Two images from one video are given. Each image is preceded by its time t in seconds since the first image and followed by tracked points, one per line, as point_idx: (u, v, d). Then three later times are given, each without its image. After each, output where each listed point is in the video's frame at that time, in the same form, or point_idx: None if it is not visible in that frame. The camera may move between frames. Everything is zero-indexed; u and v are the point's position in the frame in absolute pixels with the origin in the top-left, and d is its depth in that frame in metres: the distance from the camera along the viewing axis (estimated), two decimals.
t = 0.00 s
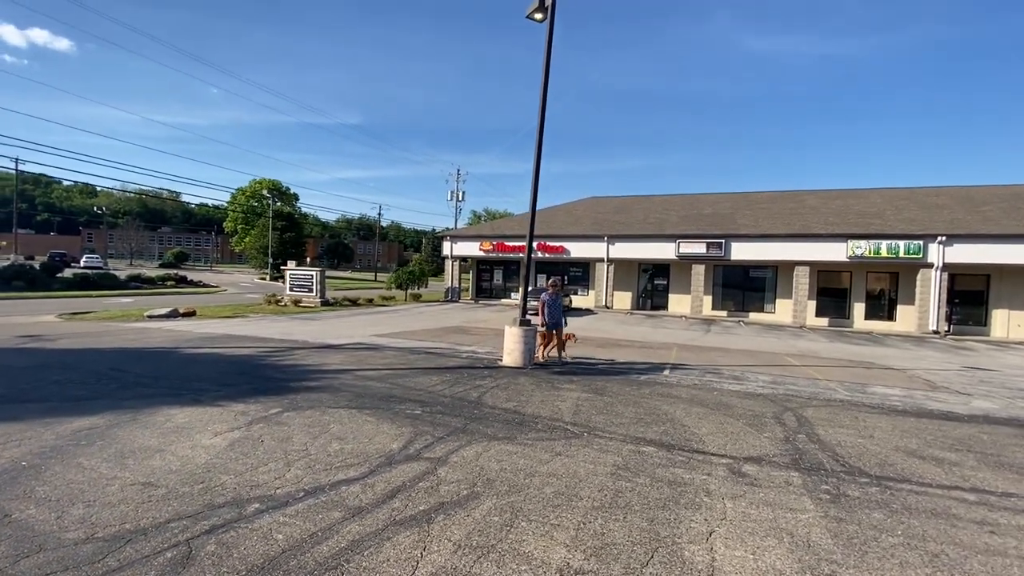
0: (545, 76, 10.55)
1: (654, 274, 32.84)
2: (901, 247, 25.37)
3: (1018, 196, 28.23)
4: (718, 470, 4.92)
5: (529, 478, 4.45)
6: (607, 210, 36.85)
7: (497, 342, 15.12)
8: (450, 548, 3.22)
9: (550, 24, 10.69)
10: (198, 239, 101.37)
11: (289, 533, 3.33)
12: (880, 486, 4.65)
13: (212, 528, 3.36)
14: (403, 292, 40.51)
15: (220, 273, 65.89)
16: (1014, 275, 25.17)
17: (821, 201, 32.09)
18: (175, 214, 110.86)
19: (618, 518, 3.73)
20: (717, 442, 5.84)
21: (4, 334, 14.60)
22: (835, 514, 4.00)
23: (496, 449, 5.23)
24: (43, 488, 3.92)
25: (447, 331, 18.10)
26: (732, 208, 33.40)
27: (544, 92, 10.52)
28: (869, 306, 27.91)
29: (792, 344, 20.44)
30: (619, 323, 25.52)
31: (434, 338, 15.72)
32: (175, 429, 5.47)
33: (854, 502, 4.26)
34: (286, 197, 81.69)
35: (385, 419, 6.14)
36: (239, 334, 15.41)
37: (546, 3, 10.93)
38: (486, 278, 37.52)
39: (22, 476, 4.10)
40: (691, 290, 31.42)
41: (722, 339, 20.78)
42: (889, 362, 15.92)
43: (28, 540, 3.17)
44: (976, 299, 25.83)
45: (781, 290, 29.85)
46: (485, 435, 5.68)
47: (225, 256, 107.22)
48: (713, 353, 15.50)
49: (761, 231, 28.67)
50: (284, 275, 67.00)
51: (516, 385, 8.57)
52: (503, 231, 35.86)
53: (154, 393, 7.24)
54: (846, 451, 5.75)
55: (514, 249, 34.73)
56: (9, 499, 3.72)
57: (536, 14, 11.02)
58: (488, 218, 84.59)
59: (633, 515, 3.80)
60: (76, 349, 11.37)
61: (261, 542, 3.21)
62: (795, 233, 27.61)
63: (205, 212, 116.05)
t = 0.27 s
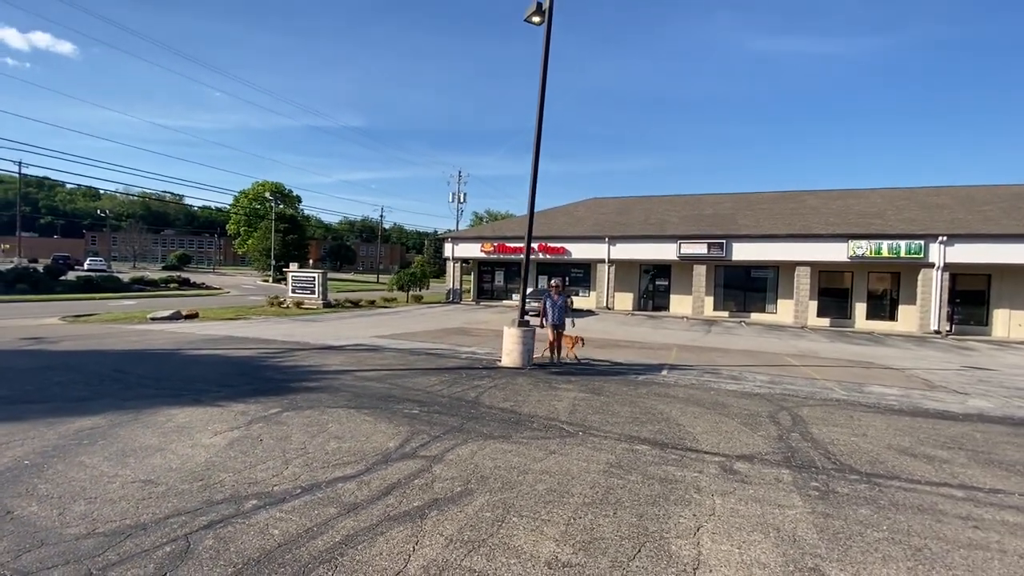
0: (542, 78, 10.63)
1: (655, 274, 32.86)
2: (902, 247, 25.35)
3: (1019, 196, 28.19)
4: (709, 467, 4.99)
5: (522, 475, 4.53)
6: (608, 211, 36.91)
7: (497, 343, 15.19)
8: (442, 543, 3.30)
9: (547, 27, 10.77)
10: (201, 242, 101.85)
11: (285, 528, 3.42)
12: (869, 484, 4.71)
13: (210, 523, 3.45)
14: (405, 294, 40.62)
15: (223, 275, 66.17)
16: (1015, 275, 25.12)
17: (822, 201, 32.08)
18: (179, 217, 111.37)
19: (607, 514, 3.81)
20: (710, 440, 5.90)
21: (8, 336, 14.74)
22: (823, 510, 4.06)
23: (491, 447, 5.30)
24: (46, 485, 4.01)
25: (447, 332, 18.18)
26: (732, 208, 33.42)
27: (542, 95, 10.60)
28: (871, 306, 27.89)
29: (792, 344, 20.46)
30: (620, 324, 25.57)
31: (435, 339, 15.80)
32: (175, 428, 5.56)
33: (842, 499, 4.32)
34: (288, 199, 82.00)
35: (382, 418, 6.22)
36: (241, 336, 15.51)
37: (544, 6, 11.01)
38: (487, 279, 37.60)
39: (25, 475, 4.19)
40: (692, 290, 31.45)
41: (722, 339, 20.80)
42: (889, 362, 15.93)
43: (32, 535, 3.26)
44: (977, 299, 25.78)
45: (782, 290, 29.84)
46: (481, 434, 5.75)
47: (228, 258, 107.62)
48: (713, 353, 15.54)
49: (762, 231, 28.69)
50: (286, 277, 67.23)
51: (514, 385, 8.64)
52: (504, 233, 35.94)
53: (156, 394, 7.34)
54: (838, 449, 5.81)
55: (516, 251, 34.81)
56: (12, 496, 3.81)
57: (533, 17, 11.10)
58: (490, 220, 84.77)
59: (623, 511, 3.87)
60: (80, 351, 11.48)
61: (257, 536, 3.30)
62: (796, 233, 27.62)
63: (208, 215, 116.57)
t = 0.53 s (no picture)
0: (539, 80, 10.72)
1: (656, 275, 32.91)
2: (902, 247, 25.36)
3: (1019, 195, 28.20)
4: (701, 464, 5.06)
5: (516, 472, 4.61)
6: (608, 212, 36.98)
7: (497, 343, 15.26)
8: (435, 537, 3.38)
9: (545, 30, 10.87)
10: (204, 244, 102.16)
11: (282, 523, 3.50)
12: (858, 480, 4.78)
13: (209, 519, 3.53)
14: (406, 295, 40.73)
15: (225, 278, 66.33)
16: (1016, 274, 25.11)
17: (822, 201, 32.11)
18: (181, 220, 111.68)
19: (598, 509, 3.88)
20: (704, 438, 5.98)
21: (11, 338, 14.86)
22: (811, 505, 4.13)
23: (487, 445, 5.38)
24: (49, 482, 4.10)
25: (447, 333, 18.28)
26: (733, 209, 33.47)
27: (539, 98, 10.70)
28: (871, 306, 27.90)
29: (792, 344, 20.49)
30: (620, 325, 25.62)
31: (435, 339, 15.88)
32: (176, 427, 5.65)
33: (830, 494, 4.39)
34: (290, 201, 82.25)
35: (380, 417, 6.31)
36: (242, 337, 15.61)
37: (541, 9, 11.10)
38: (488, 280, 37.69)
39: (28, 472, 4.28)
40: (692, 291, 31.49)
41: (722, 340, 20.83)
42: (888, 362, 15.97)
43: (36, 529, 3.35)
44: (978, 299, 25.78)
45: (782, 291, 29.86)
46: (477, 432, 5.83)
47: (230, 260, 107.98)
48: (711, 353, 15.60)
49: (761, 231, 28.73)
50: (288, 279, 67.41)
51: (511, 385, 8.71)
52: (505, 234, 36.03)
53: (157, 394, 7.44)
54: (831, 447, 5.87)
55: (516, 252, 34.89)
56: (16, 492, 3.90)
57: (531, 20, 11.19)
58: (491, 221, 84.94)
59: (613, 506, 3.95)
60: (82, 353, 11.59)
61: (255, 530, 3.39)
62: (796, 233, 27.65)
63: (210, 217, 116.94)
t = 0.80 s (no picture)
0: (537, 82, 10.78)
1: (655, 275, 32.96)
2: (900, 246, 25.40)
3: (1017, 194, 28.29)
4: (697, 462, 5.12)
5: (514, 471, 4.66)
6: (607, 212, 37.02)
7: (496, 343, 15.31)
8: (433, 534, 3.44)
9: (542, 32, 10.93)
10: (203, 246, 102.19)
11: (283, 521, 3.55)
12: (852, 477, 4.84)
13: (212, 517, 3.59)
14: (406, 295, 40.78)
15: (225, 279, 66.35)
16: (1013, 273, 25.19)
17: (820, 200, 32.17)
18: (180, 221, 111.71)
19: (595, 507, 3.94)
20: (700, 437, 6.03)
21: (12, 340, 14.90)
22: (804, 502, 4.19)
23: (485, 444, 5.44)
24: (53, 482, 4.16)
25: (447, 334, 18.34)
26: (731, 208, 33.54)
27: (537, 99, 10.76)
28: (870, 304, 27.97)
29: (790, 343, 20.54)
30: (619, 324, 25.68)
31: (434, 340, 15.94)
32: (177, 428, 5.70)
33: (823, 491, 4.45)
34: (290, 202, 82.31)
35: (379, 417, 6.36)
36: (242, 339, 15.66)
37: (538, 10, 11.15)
38: (487, 281, 37.73)
39: (30, 473, 4.33)
40: (691, 290, 31.54)
41: (720, 339, 20.90)
42: (885, 360, 16.03)
43: (41, 528, 3.41)
44: (976, 297, 25.84)
45: (781, 290, 29.91)
46: (475, 432, 5.89)
47: (230, 261, 108.01)
48: (710, 353, 15.66)
49: (760, 230, 28.78)
50: (288, 280, 67.44)
51: (509, 385, 8.77)
52: (504, 234, 36.06)
53: (158, 395, 7.49)
54: (826, 444, 5.93)
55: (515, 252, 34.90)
56: (20, 492, 3.96)
57: (528, 22, 11.25)
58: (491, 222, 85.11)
59: (609, 504, 4.00)
60: (83, 355, 11.63)
61: (257, 529, 3.44)
62: (794, 232, 27.71)
63: (209, 219, 116.94)
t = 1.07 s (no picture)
0: (534, 82, 10.82)
1: (653, 273, 33.03)
2: (897, 243, 25.50)
3: (1012, 191, 28.40)
4: (694, 460, 5.17)
5: (513, 469, 4.71)
6: (605, 211, 37.08)
7: (495, 343, 15.37)
8: (434, 532, 3.48)
9: (539, 32, 10.97)
10: (201, 246, 101.99)
11: (285, 520, 3.60)
12: (847, 473, 4.89)
13: (215, 516, 3.63)
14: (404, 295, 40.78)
15: (223, 280, 66.23)
16: (1010, 270, 25.31)
17: (817, 199, 32.28)
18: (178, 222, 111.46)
19: (593, 504, 3.98)
20: (697, 434, 6.08)
21: (11, 342, 14.90)
22: (799, 498, 4.24)
23: (484, 443, 5.49)
24: (56, 483, 4.20)
25: (446, 334, 18.39)
26: (729, 206, 33.62)
27: (534, 99, 10.80)
28: (867, 302, 28.08)
29: (788, 341, 20.62)
30: (618, 323, 25.73)
31: (433, 340, 15.99)
32: (179, 429, 5.74)
33: (818, 487, 4.51)
34: (287, 203, 82.19)
35: (379, 417, 6.40)
36: (241, 339, 15.68)
37: (535, 11, 11.20)
38: (486, 280, 37.76)
39: (34, 474, 4.36)
40: (689, 288, 31.61)
41: (718, 337, 20.97)
42: (882, 357, 16.12)
43: (45, 528, 3.45)
44: (972, 294, 25.96)
45: (779, 288, 30.00)
46: (474, 431, 5.93)
47: (228, 262, 107.86)
48: (707, 351, 15.74)
49: (758, 229, 28.86)
50: (286, 280, 67.33)
51: (508, 384, 8.81)
52: (502, 234, 36.10)
53: (158, 396, 7.52)
54: (822, 441, 6.00)
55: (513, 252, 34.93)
56: (25, 493, 4.00)
57: (525, 23, 11.29)
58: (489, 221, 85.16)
59: (607, 501, 4.05)
60: (82, 356, 11.66)
61: (259, 528, 3.48)
62: (791, 230, 27.80)
63: (207, 219, 116.67)
